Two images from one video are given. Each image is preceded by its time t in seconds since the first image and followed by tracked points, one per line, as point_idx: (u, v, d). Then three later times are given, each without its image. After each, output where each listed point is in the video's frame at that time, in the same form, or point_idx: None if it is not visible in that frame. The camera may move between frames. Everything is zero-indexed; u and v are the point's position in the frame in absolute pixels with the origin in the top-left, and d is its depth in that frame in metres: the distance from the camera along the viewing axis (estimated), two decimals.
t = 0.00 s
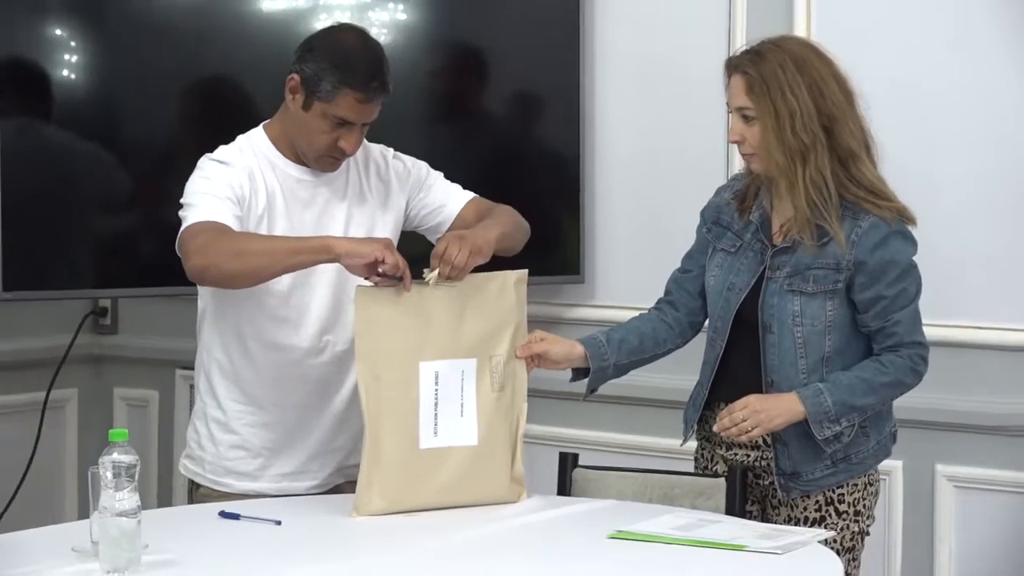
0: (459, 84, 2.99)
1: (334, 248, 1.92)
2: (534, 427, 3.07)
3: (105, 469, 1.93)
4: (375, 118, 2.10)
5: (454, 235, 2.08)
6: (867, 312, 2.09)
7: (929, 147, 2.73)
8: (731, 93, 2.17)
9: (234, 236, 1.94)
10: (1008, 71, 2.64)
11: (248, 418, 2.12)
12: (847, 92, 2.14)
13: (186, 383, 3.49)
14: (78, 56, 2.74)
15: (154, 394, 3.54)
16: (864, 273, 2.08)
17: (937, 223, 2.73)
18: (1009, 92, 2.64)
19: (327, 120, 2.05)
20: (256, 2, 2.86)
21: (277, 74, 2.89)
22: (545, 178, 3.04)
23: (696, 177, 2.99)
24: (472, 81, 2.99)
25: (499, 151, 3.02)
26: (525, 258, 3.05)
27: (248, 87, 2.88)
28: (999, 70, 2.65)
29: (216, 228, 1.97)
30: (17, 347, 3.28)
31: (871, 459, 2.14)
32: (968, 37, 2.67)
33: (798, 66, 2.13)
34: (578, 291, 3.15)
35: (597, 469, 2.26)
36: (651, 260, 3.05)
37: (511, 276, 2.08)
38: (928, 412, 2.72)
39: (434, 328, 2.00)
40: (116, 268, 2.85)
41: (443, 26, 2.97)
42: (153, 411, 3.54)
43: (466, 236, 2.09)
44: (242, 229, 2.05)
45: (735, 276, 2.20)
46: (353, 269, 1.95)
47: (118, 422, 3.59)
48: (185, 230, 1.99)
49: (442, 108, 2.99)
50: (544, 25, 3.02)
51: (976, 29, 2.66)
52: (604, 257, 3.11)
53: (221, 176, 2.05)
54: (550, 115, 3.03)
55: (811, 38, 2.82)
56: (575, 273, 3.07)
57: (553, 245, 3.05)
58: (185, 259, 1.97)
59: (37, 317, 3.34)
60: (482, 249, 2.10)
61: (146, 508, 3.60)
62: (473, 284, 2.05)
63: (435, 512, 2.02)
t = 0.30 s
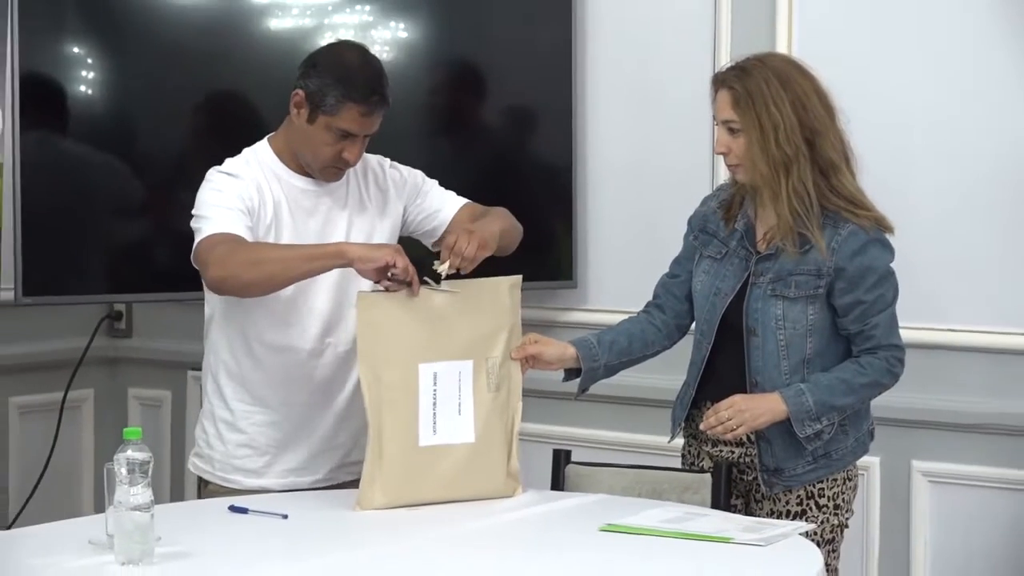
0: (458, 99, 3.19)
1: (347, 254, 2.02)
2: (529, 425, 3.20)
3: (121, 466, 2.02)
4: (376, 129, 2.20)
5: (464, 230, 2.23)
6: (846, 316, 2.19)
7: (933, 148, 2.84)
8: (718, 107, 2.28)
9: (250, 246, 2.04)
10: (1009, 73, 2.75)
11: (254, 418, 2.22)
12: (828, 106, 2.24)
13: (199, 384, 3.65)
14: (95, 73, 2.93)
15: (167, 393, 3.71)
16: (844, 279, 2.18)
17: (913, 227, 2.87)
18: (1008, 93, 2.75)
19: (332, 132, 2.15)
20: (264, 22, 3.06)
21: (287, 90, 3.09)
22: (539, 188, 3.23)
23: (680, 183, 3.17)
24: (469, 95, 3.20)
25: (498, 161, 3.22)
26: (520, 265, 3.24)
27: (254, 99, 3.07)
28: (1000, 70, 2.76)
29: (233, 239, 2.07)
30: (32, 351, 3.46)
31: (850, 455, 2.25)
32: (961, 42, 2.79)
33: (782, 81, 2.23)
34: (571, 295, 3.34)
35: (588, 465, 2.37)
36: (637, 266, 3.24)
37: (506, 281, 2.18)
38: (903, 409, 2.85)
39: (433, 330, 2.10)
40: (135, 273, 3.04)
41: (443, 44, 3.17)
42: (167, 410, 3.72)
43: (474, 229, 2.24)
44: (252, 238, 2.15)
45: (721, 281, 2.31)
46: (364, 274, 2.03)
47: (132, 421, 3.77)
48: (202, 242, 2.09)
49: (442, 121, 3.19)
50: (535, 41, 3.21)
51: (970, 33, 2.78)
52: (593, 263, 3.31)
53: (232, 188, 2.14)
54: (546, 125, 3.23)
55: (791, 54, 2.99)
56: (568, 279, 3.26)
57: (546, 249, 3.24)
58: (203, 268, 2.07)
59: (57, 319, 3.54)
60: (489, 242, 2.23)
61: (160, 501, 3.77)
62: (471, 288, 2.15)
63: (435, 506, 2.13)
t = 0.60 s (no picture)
0: (458, 105, 3.30)
1: (351, 252, 2.11)
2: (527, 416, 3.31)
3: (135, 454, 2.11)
4: (380, 127, 2.31)
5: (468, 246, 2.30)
6: (828, 311, 2.30)
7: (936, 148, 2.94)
8: (706, 111, 2.39)
9: (261, 241, 2.13)
10: (1007, 72, 2.85)
11: (264, 408, 2.33)
12: (811, 110, 2.35)
13: (209, 376, 3.78)
14: (111, 79, 3.05)
15: (180, 384, 3.84)
16: (826, 276, 2.29)
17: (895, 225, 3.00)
18: (1008, 92, 2.85)
19: (338, 128, 2.25)
20: (273, 30, 3.18)
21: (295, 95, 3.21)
22: (537, 190, 3.35)
23: (673, 182, 3.28)
24: (469, 100, 3.30)
25: (497, 161, 3.33)
26: (518, 262, 3.35)
27: (262, 104, 3.20)
28: (999, 69, 2.86)
29: (243, 236, 2.16)
30: (49, 345, 3.57)
31: (831, 444, 2.37)
32: (956, 41, 2.90)
33: (768, 87, 2.34)
34: (567, 290, 3.45)
35: (581, 454, 2.49)
36: (630, 264, 3.36)
37: (502, 277, 2.30)
38: (885, 400, 2.97)
39: (434, 324, 2.21)
40: (149, 271, 3.17)
41: (444, 51, 3.28)
42: (179, 401, 3.85)
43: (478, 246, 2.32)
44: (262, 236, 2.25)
45: (709, 278, 2.42)
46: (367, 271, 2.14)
47: (147, 411, 3.90)
48: (213, 236, 2.18)
49: (442, 125, 3.29)
50: (533, 46, 3.33)
51: (966, 31, 2.89)
52: (588, 262, 3.43)
53: (243, 187, 2.25)
54: (542, 129, 3.35)
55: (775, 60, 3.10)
56: (562, 276, 3.39)
57: (543, 247, 3.36)
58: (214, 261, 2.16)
59: (71, 315, 3.64)
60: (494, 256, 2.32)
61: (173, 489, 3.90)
62: (469, 284, 2.26)
63: (435, 493, 2.24)
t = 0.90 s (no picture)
0: (458, 106, 3.36)
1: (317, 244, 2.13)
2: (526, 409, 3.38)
3: (143, 447, 2.16)
4: (381, 121, 2.38)
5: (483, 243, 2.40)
6: (818, 307, 2.37)
7: (941, 146, 2.98)
8: (700, 112, 2.46)
9: (239, 235, 2.17)
10: (1007, 72, 2.90)
11: (268, 403, 2.40)
12: (801, 112, 2.42)
13: (217, 370, 3.87)
14: (122, 82, 3.14)
15: (188, 378, 3.92)
16: (816, 273, 2.35)
17: (886, 224, 3.06)
18: (1008, 93, 2.90)
19: (340, 124, 2.32)
20: (279, 34, 3.25)
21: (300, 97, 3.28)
22: (534, 189, 3.42)
23: (669, 182, 3.35)
24: (469, 102, 3.37)
25: (496, 161, 3.39)
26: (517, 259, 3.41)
27: (268, 106, 3.26)
28: (1000, 68, 2.91)
29: (226, 231, 2.20)
30: (60, 340, 3.64)
31: (821, 436, 2.43)
32: (954, 41, 2.95)
33: (759, 89, 2.41)
34: (565, 286, 3.52)
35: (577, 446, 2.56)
36: (625, 261, 3.42)
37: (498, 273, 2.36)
38: (876, 393, 3.05)
39: (432, 320, 2.28)
40: (156, 268, 3.25)
41: (445, 53, 3.34)
42: (187, 394, 3.93)
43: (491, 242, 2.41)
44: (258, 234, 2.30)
45: (703, 275, 2.49)
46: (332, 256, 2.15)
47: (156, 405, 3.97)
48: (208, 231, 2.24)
49: (443, 126, 3.36)
50: (534, 49, 3.39)
51: (966, 31, 2.94)
52: (584, 259, 3.49)
53: (242, 186, 2.30)
54: (541, 131, 3.41)
55: (768, 63, 3.17)
56: (560, 272, 3.45)
57: (541, 246, 3.43)
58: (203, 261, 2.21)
59: (81, 311, 3.71)
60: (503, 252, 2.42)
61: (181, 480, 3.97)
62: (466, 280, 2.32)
63: (436, 483, 2.31)
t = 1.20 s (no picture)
0: (457, 104, 3.38)
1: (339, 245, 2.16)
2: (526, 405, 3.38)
3: (145, 443, 2.16)
4: (373, 110, 2.39)
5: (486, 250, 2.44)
6: (817, 303, 2.37)
7: (941, 146, 2.98)
8: (699, 109, 2.46)
9: (256, 229, 2.19)
10: (1007, 72, 2.90)
11: (264, 401, 2.39)
12: (801, 109, 2.43)
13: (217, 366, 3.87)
14: (122, 78, 3.14)
15: (189, 375, 3.92)
16: (815, 269, 2.35)
17: (885, 221, 3.07)
18: (1008, 93, 2.90)
19: (333, 115, 2.34)
20: (280, 31, 3.26)
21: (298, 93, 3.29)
22: (534, 186, 3.42)
23: (669, 180, 3.35)
24: (469, 100, 3.38)
25: (497, 159, 3.41)
26: (517, 256, 3.42)
27: (269, 103, 3.27)
28: (1000, 68, 2.91)
29: (240, 223, 2.22)
30: (61, 337, 3.65)
31: (822, 432, 2.43)
32: (954, 40, 2.96)
33: (759, 86, 2.41)
34: (565, 283, 3.52)
35: (578, 443, 2.56)
36: (625, 258, 3.43)
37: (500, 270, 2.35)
38: (875, 389, 3.05)
39: (433, 317, 2.28)
40: (157, 264, 3.25)
41: (445, 50, 3.36)
42: (188, 391, 3.93)
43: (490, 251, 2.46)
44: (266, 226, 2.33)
45: (702, 272, 2.49)
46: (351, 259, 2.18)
47: (157, 401, 3.98)
48: (214, 223, 2.25)
49: (444, 124, 3.38)
50: (534, 46, 3.40)
51: (966, 30, 2.94)
52: (584, 256, 3.50)
53: (245, 180, 2.31)
54: (541, 128, 3.42)
55: (768, 61, 3.17)
56: (561, 268, 3.45)
57: (542, 243, 3.43)
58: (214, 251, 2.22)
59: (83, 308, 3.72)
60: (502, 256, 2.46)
61: (182, 477, 3.98)
62: (467, 276, 2.32)
63: (437, 480, 2.31)
